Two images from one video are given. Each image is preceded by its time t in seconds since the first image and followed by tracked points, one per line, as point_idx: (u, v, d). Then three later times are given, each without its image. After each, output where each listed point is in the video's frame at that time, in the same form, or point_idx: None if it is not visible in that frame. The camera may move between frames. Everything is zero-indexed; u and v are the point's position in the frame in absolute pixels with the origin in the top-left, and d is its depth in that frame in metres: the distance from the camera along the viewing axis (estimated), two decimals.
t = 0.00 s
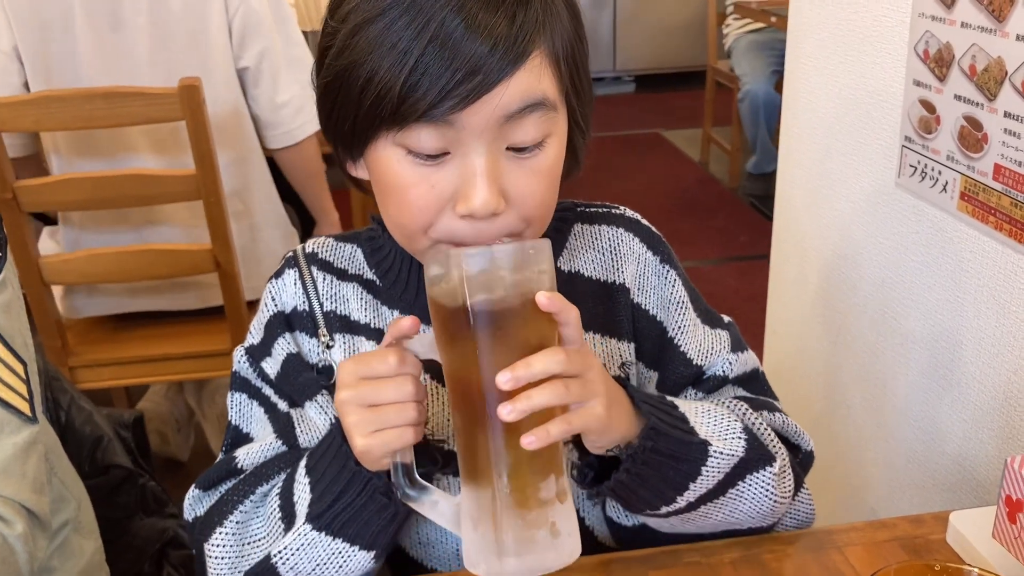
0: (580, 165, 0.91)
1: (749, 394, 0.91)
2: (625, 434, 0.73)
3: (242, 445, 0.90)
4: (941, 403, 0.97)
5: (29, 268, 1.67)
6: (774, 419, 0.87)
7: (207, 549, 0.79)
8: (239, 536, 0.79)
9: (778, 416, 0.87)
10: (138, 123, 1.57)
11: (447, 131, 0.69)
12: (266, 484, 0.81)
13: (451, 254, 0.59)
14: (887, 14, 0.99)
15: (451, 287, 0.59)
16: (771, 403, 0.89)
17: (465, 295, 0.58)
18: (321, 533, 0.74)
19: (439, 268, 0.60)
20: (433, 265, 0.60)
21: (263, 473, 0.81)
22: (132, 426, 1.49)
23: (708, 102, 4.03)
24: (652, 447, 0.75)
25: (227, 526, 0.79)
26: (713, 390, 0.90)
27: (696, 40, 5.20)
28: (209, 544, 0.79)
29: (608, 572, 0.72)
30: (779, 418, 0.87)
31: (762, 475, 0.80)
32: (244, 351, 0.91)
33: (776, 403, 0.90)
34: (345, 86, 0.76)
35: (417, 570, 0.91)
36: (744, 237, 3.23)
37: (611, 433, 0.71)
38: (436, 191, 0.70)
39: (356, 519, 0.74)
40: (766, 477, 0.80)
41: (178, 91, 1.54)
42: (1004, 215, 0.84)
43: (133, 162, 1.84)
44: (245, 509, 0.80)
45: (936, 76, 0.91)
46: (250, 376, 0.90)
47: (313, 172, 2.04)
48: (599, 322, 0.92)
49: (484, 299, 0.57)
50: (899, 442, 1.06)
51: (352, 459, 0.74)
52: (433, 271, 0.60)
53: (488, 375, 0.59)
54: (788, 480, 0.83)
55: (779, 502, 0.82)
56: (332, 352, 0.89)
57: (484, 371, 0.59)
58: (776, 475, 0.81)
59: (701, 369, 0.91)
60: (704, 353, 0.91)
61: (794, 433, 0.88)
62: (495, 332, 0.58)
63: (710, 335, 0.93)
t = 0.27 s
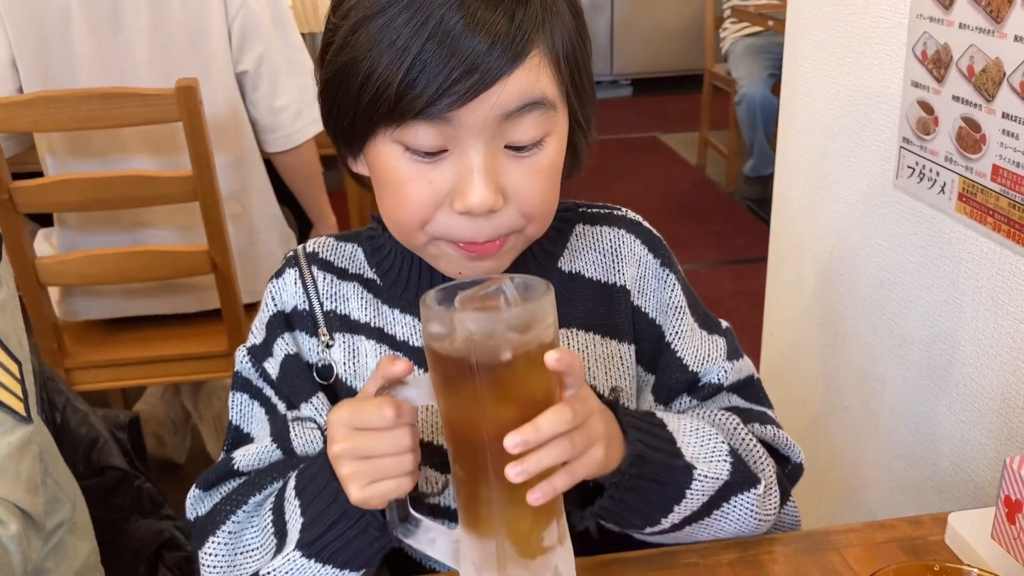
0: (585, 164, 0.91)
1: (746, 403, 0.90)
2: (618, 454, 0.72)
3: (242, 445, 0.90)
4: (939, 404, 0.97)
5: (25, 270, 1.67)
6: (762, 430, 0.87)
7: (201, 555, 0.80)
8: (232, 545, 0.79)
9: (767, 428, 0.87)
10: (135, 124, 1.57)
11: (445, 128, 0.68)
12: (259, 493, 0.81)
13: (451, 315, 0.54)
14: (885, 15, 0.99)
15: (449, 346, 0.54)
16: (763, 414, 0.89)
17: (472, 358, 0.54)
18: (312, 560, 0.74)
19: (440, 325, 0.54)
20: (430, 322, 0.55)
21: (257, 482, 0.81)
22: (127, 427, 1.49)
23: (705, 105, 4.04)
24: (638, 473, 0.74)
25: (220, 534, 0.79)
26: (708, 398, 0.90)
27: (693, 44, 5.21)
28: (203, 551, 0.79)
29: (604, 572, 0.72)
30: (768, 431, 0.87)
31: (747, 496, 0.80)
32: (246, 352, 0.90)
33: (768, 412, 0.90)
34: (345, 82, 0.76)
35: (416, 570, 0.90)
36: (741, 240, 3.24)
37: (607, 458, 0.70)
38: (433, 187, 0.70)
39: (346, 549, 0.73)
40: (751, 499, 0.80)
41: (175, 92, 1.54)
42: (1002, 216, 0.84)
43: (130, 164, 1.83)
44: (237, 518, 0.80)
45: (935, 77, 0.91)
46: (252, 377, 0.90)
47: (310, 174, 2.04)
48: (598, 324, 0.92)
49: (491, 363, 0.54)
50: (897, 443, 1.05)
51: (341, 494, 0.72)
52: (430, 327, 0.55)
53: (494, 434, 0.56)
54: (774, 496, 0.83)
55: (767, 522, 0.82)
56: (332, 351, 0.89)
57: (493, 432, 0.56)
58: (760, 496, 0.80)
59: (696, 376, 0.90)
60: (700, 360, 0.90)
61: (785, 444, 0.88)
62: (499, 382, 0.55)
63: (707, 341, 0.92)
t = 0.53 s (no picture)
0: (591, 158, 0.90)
1: (747, 410, 0.89)
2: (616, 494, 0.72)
3: (237, 444, 0.88)
4: (943, 402, 0.96)
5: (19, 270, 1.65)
6: (759, 446, 0.86)
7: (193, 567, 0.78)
8: (224, 558, 0.77)
9: (764, 443, 0.86)
10: (131, 122, 1.56)
11: (447, 116, 0.68)
12: (252, 507, 0.79)
13: (461, 374, 0.53)
14: (888, 11, 0.99)
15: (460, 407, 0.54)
16: (761, 425, 0.88)
17: (483, 416, 0.53)
18: None
19: (447, 383, 0.54)
20: (437, 378, 0.54)
21: (250, 496, 0.79)
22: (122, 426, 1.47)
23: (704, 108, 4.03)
24: (633, 512, 0.74)
25: (211, 548, 0.77)
26: (710, 404, 0.88)
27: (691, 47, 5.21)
28: (194, 564, 0.77)
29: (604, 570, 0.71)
30: (764, 445, 0.86)
31: (744, 522, 0.77)
32: (244, 347, 0.89)
33: (767, 422, 0.89)
34: (348, 68, 0.75)
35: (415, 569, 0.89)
36: (739, 243, 3.23)
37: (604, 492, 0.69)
38: (434, 175, 0.69)
39: None
40: (749, 525, 0.77)
41: (172, 90, 1.52)
42: (1008, 212, 0.83)
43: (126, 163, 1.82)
44: (229, 532, 0.77)
45: (938, 72, 0.90)
46: (249, 373, 0.88)
47: (307, 175, 2.02)
48: (600, 324, 0.91)
49: (501, 421, 0.54)
50: (900, 443, 1.04)
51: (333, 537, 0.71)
52: (439, 384, 0.54)
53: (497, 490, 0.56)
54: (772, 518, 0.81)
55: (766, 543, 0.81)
56: (332, 348, 0.88)
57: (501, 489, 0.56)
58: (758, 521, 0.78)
59: (698, 382, 0.89)
60: (703, 365, 0.89)
61: (782, 459, 0.87)
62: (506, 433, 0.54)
63: (710, 346, 0.91)
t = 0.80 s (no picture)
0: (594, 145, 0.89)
1: (751, 414, 0.88)
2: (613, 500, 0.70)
3: (229, 444, 0.86)
4: (946, 399, 0.95)
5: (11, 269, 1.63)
6: (761, 452, 0.83)
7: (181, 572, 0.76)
8: (213, 563, 0.75)
9: (767, 450, 0.84)
10: (125, 120, 1.54)
11: (442, 84, 0.67)
12: (241, 511, 0.76)
13: (467, 374, 0.51)
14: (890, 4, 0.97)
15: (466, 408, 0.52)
16: (763, 431, 0.86)
17: (491, 419, 0.52)
18: None
19: (453, 384, 0.52)
20: (444, 379, 0.52)
21: (239, 500, 0.77)
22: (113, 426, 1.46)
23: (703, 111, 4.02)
24: (630, 521, 0.71)
25: (200, 553, 0.75)
26: (713, 407, 0.87)
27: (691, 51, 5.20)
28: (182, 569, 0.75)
29: None
30: (766, 452, 0.84)
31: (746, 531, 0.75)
32: (239, 343, 0.87)
33: (770, 427, 0.87)
34: (344, 41, 0.75)
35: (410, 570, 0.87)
36: (738, 246, 3.21)
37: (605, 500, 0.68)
38: (431, 149, 0.68)
39: None
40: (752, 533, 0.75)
41: (166, 87, 1.51)
42: (1014, 206, 0.81)
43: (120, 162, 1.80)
44: (218, 537, 0.75)
45: (942, 64, 0.88)
46: (243, 371, 0.86)
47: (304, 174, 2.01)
48: (604, 323, 0.89)
49: (508, 422, 0.52)
50: (903, 443, 1.02)
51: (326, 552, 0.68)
52: (444, 386, 0.52)
53: (503, 496, 0.54)
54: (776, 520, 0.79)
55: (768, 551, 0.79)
56: (329, 345, 0.87)
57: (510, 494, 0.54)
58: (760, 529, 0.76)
59: (702, 384, 0.87)
60: (707, 367, 0.87)
61: (785, 466, 0.85)
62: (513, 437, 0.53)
63: (714, 347, 0.89)
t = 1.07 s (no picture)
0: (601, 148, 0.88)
1: (755, 435, 0.87)
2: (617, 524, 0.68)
3: (229, 459, 0.84)
4: (954, 409, 0.93)
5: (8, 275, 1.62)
6: (763, 474, 0.82)
7: None
8: None
9: (767, 471, 0.82)
10: (123, 125, 1.53)
11: (443, 68, 0.67)
12: (241, 526, 0.75)
13: (476, 386, 0.50)
14: (896, 8, 0.96)
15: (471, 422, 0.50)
16: (768, 454, 0.84)
17: (501, 431, 0.50)
18: None
19: (462, 399, 0.50)
20: (452, 393, 0.50)
21: (241, 515, 0.75)
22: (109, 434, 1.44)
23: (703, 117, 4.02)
24: (634, 542, 0.71)
25: (198, 567, 0.74)
26: (717, 429, 0.85)
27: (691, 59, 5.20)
28: None
29: None
30: (768, 474, 0.82)
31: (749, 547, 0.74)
32: (239, 356, 0.85)
33: (775, 449, 0.86)
34: (342, 35, 0.74)
35: None
36: (739, 252, 3.20)
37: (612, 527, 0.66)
38: (432, 135, 0.67)
39: None
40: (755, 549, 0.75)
41: (164, 92, 1.50)
42: None
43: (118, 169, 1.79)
44: (217, 551, 0.74)
45: (951, 70, 0.87)
46: (243, 385, 0.85)
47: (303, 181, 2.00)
48: (610, 340, 0.87)
49: (519, 438, 0.50)
50: (911, 455, 1.01)
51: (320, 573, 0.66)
52: (452, 399, 0.51)
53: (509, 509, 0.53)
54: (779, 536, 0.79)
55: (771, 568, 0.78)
56: (332, 359, 0.85)
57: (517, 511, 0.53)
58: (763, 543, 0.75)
59: (708, 405, 0.86)
60: (713, 389, 0.86)
61: (788, 489, 0.83)
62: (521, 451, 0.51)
63: (721, 368, 0.88)
